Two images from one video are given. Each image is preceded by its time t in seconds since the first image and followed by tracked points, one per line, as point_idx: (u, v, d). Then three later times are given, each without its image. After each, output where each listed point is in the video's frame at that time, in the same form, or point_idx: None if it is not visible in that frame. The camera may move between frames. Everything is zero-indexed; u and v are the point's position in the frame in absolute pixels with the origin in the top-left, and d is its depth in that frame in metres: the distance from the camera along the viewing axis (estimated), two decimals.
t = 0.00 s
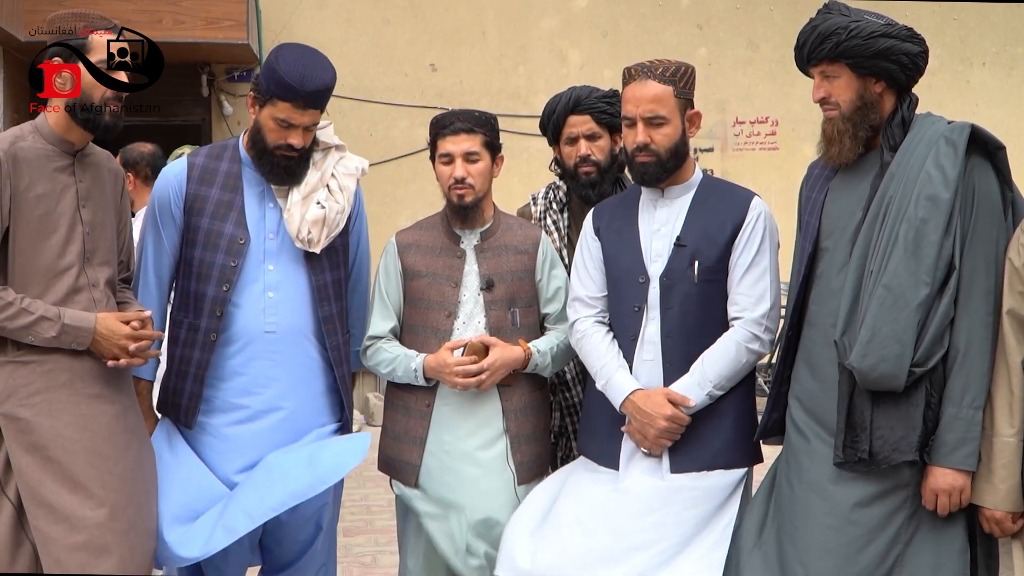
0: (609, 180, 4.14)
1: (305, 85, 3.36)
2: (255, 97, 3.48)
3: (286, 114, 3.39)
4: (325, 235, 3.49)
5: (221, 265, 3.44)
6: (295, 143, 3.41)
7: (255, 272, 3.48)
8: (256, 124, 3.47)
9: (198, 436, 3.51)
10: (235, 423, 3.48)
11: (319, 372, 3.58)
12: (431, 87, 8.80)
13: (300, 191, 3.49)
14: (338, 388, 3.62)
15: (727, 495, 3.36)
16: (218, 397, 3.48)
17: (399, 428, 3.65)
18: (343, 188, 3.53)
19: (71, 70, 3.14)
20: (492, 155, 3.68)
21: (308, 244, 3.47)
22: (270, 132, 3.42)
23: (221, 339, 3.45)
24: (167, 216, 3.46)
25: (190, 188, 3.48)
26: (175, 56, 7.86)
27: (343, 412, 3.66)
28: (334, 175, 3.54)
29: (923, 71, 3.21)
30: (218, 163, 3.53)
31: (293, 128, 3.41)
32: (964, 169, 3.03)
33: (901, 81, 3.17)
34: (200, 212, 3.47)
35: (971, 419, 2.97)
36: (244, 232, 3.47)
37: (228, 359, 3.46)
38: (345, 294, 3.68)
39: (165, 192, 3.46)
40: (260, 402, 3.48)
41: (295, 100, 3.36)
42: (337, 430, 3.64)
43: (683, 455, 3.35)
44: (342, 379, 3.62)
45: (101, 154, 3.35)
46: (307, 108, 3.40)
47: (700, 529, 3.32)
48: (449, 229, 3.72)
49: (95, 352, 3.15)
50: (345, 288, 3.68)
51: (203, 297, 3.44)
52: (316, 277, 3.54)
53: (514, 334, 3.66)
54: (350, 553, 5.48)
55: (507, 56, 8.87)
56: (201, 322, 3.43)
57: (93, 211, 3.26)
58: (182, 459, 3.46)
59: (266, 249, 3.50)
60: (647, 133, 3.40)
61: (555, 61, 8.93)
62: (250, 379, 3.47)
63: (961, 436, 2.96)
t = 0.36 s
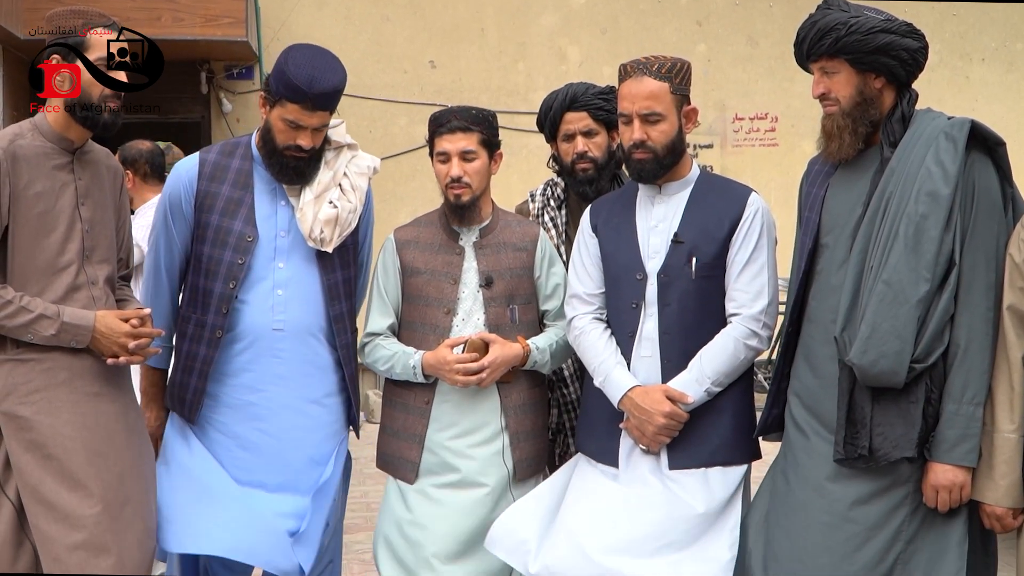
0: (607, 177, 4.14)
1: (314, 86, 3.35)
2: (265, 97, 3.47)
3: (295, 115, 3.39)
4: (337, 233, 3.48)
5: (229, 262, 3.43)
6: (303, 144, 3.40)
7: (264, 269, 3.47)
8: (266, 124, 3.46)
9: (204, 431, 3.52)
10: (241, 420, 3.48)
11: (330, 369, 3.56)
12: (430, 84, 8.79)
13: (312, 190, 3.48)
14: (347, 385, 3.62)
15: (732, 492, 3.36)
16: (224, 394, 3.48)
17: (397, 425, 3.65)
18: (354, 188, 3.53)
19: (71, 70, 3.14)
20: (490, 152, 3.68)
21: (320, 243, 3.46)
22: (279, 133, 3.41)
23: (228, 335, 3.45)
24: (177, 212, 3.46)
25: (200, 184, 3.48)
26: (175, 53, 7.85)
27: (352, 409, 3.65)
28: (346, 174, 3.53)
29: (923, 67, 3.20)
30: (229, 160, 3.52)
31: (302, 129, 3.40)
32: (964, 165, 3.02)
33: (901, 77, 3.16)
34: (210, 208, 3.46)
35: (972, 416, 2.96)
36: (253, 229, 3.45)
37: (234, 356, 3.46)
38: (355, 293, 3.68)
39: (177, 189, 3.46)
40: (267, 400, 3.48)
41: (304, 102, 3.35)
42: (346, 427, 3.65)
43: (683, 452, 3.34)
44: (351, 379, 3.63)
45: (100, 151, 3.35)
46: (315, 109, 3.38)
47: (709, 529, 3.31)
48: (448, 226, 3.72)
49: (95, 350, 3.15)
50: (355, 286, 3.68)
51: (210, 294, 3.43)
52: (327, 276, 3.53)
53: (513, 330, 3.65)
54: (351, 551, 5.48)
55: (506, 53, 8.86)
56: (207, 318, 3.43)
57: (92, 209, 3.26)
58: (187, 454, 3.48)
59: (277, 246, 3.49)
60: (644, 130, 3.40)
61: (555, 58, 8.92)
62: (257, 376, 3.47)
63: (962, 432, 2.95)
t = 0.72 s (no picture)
0: (607, 175, 4.12)
1: (323, 86, 3.35)
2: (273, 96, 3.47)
3: (303, 115, 3.38)
4: (344, 231, 3.50)
5: (234, 259, 3.43)
6: (311, 143, 3.40)
7: (271, 265, 3.47)
8: (273, 123, 3.46)
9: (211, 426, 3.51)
10: (248, 415, 3.48)
11: (337, 367, 3.57)
12: (431, 82, 8.77)
13: (319, 187, 3.48)
14: (354, 381, 3.60)
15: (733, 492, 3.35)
16: (230, 389, 3.48)
17: (398, 423, 3.63)
18: (360, 186, 3.54)
19: (71, 70, 3.13)
20: (491, 150, 3.67)
21: (328, 240, 3.48)
22: (287, 132, 3.41)
23: (234, 333, 3.45)
24: (183, 209, 3.46)
25: (206, 181, 3.48)
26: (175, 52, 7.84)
27: (358, 406, 3.64)
28: (352, 172, 3.54)
29: (923, 64, 3.19)
30: (235, 157, 3.53)
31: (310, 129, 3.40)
32: (965, 161, 3.02)
33: (900, 73, 3.15)
34: (215, 206, 3.46)
35: (973, 413, 2.95)
36: (259, 225, 3.45)
37: (241, 352, 3.46)
38: (360, 290, 3.68)
39: (183, 184, 3.47)
40: (273, 396, 3.47)
41: (314, 102, 3.35)
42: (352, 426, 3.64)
43: (684, 450, 3.34)
44: (358, 375, 3.61)
45: (101, 150, 3.33)
46: (324, 109, 3.38)
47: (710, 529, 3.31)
48: (448, 224, 3.71)
49: (95, 349, 3.15)
50: (361, 283, 3.68)
51: (216, 291, 3.44)
52: (335, 273, 3.54)
53: (514, 328, 3.65)
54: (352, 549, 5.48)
55: (506, 51, 8.85)
56: (213, 316, 3.43)
57: (94, 207, 3.25)
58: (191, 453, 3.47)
59: (284, 244, 3.49)
60: (643, 127, 3.39)
61: (555, 56, 8.91)
62: (264, 373, 3.47)
63: (963, 430, 2.94)
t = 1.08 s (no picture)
0: (610, 174, 4.12)
1: (319, 85, 3.33)
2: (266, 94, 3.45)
3: (299, 114, 3.37)
4: (341, 230, 3.47)
5: (229, 260, 3.41)
6: (306, 142, 3.40)
7: (267, 266, 3.46)
8: (268, 122, 3.44)
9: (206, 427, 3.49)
10: (244, 416, 3.46)
11: (334, 368, 3.55)
12: (434, 81, 8.77)
13: (315, 187, 3.47)
14: (352, 382, 3.60)
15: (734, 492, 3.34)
16: (227, 391, 3.47)
17: (402, 423, 3.63)
18: (356, 184, 3.51)
19: (70, 70, 3.14)
20: (497, 149, 3.68)
21: (324, 239, 3.45)
22: (282, 131, 3.40)
23: (229, 333, 3.44)
24: (179, 209, 3.45)
25: (201, 181, 3.46)
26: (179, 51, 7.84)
27: (356, 405, 3.65)
28: (348, 171, 3.52)
29: (926, 63, 3.19)
30: (230, 157, 3.51)
31: (305, 127, 3.39)
32: (968, 161, 3.01)
33: (903, 73, 3.15)
34: (210, 206, 3.45)
35: (976, 413, 2.95)
36: (253, 228, 3.44)
37: (237, 353, 3.45)
38: (358, 289, 3.67)
39: (178, 185, 3.45)
40: (270, 398, 3.46)
41: (309, 100, 3.34)
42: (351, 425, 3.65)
43: (687, 449, 3.34)
44: (356, 376, 3.60)
45: (104, 149, 3.34)
46: (320, 108, 3.38)
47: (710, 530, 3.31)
48: (452, 223, 3.71)
49: (99, 348, 3.15)
50: (358, 283, 3.67)
51: (210, 292, 3.42)
52: (331, 272, 3.53)
53: (517, 328, 3.65)
54: (355, 548, 5.49)
55: (510, 50, 8.84)
56: (207, 316, 3.41)
57: (96, 206, 3.25)
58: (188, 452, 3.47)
59: (280, 244, 3.48)
60: (647, 127, 3.39)
61: (558, 55, 8.91)
62: (261, 374, 3.45)
63: (966, 430, 2.95)
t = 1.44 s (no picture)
0: (612, 175, 4.13)
1: (295, 81, 3.32)
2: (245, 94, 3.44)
3: (277, 111, 3.36)
4: (325, 227, 3.46)
5: (215, 262, 3.38)
6: (287, 139, 3.37)
7: (254, 266, 3.42)
8: (249, 121, 3.43)
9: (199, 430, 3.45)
10: (237, 418, 3.42)
11: (325, 365, 3.52)
12: (437, 81, 8.77)
13: (298, 184, 3.45)
14: (344, 380, 3.57)
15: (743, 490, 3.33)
16: (219, 392, 3.43)
17: (404, 422, 3.65)
18: (341, 180, 3.52)
19: (71, 70, 3.15)
20: (502, 148, 3.68)
21: (309, 237, 3.44)
22: (263, 129, 3.38)
23: (217, 335, 3.40)
24: (164, 211, 3.43)
25: (185, 182, 3.43)
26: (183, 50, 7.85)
27: (349, 404, 3.61)
28: (333, 167, 3.53)
29: (930, 63, 3.19)
30: (213, 158, 3.48)
31: (286, 124, 3.37)
32: (971, 161, 3.01)
33: (906, 73, 3.15)
34: (195, 208, 3.42)
35: (979, 413, 2.95)
36: (238, 228, 3.41)
37: (227, 354, 3.41)
38: (348, 286, 3.62)
39: (162, 187, 3.43)
40: (263, 397, 3.43)
41: (287, 97, 3.33)
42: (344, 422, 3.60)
43: (690, 449, 3.33)
44: (347, 373, 3.57)
45: (104, 147, 3.35)
46: (298, 104, 3.36)
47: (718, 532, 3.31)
48: (456, 223, 3.71)
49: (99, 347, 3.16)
50: (348, 280, 3.62)
51: (197, 294, 3.39)
52: (319, 270, 3.49)
53: (521, 328, 3.66)
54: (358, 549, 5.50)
55: (514, 50, 8.85)
56: (195, 319, 3.39)
57: (97, 205, 3.26)
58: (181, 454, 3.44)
59: (265, 243, 3.44)
60: (653, 127, 3.39)
61: (562, 55, 8.91)
62: (252, 374, 3.42)
63: (969, 430, 2.95)
